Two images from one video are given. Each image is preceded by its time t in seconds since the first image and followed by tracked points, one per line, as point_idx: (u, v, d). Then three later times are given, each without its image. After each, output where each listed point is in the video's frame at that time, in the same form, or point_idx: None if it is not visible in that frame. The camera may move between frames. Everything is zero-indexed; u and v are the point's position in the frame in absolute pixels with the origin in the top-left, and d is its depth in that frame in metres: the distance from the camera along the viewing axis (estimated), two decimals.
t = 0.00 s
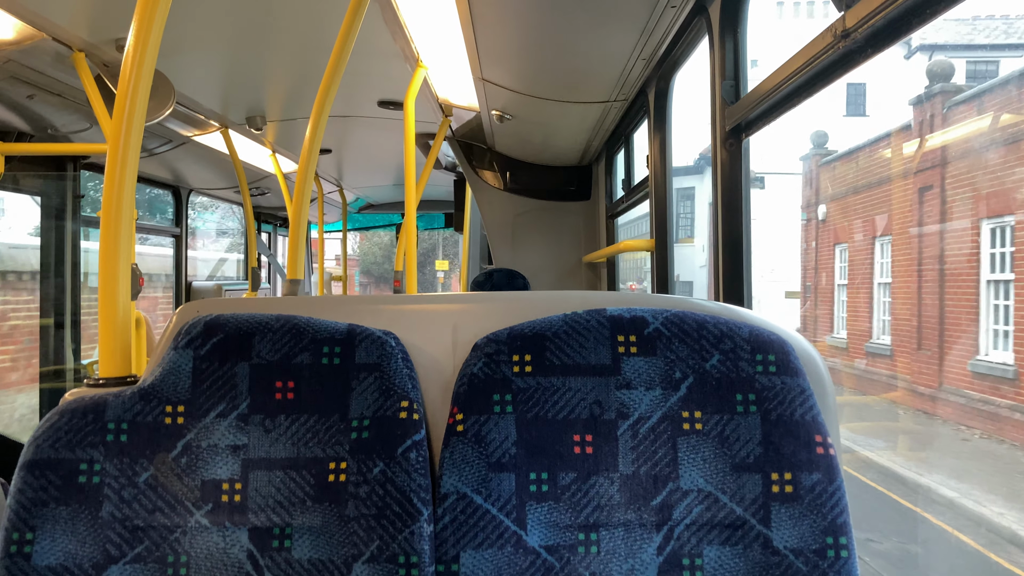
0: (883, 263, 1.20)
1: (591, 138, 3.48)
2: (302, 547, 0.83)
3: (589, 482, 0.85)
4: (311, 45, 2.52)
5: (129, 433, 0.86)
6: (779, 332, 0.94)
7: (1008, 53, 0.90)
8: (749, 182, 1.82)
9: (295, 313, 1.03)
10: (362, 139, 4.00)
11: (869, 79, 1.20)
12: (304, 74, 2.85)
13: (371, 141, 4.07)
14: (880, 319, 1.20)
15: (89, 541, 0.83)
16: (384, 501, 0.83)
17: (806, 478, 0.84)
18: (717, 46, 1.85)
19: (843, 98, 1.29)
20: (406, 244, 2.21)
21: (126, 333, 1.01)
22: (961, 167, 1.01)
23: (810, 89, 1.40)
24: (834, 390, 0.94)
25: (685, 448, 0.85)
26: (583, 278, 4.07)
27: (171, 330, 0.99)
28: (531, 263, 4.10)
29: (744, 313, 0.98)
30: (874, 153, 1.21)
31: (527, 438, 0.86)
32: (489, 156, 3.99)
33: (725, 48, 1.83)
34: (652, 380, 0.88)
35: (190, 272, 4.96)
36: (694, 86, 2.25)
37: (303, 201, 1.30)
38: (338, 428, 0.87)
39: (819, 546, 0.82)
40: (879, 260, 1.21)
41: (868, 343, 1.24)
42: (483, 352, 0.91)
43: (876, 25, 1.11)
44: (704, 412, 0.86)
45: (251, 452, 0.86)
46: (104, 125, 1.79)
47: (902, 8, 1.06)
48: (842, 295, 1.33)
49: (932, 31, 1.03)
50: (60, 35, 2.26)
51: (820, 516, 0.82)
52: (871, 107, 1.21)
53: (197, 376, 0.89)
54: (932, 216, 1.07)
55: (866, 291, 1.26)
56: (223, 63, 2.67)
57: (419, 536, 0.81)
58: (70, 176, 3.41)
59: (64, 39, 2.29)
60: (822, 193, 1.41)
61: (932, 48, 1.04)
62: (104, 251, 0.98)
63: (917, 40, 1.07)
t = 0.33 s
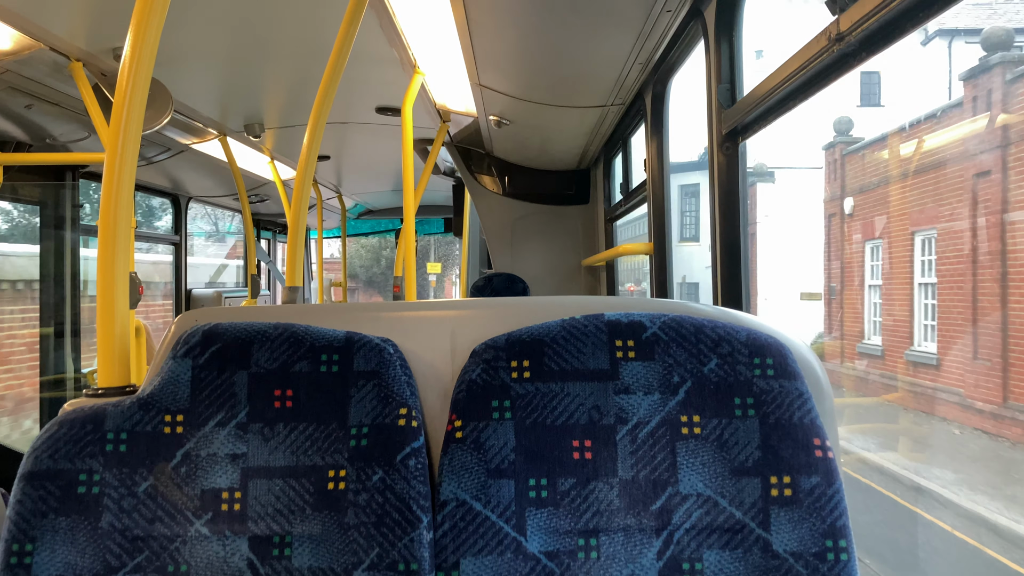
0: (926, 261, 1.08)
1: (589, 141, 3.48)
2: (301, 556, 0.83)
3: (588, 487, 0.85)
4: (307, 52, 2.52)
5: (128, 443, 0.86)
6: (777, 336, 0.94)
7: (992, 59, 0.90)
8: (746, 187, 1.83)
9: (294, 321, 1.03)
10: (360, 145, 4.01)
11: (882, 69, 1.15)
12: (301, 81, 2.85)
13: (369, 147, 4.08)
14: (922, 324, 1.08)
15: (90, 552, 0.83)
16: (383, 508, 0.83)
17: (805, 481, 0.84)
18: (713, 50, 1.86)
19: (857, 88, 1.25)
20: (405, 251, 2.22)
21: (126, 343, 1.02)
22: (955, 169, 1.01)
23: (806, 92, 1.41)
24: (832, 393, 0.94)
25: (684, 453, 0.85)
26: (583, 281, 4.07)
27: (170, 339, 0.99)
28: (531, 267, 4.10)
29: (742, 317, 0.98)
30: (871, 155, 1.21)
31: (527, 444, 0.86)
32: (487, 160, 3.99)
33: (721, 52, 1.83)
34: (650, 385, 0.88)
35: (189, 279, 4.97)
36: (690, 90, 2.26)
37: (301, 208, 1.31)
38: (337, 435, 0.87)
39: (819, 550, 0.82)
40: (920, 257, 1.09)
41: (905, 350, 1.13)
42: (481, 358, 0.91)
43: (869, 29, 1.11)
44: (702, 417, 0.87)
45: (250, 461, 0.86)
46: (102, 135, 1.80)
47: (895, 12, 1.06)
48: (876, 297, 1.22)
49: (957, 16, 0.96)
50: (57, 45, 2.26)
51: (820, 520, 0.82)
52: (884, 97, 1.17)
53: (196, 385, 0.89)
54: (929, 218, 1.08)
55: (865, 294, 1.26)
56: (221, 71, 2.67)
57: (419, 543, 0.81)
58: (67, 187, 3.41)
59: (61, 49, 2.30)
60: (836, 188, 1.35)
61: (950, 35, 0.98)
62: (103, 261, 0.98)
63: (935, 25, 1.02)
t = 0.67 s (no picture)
0: (979, 258, 0.96)
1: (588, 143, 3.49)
2: (300, 556, 0.83)
3: (587, 487, 0.85)
4: (307, 52, 2.52)
5: (127, 442, 0.86)
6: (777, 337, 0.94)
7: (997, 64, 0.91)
8: (745, 189, 1.83)
9: (294, 320, 1.03)
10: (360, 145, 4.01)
11: (903, 56, 1.10)
12: (301, 81, 2.85)
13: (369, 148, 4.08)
14: (973, 330, 0.96)
15: (87, 550, 0.83)
16: (382, 508, 0.83)
17: (805, 482, 0.84)
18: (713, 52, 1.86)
19: (874, 78, 1.19)
20: (405, 251, 2.22)
21: (124, 342, 1.01)
22: (955, 171, 1.01)
23: (806, 93, 1.41)
24: (832, 394, 0.94)
25: (684, 453, 0.85)
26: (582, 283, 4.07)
27: (169, 337, 0.99)
28: (530, 268, 4.10)
29: (742, 318, 0.98)
30: (870, 158, 1.22)
31: (526, 443, 0.86)
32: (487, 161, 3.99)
33: (722, 53, 1.83)
34: (650, 386, 0.88)
35: (188, 279, 4.96)
36: (691, 92, 2.26)
37: (300, 208, 1.30)
38: (336, 434, 0.86)
39: (819, 551, 0.81)
40: (972, 254, 0.98)
41: (954, 360, 1.01)
42: (480, 358, 0.91)
43: (869, 31, 1.12)
44: (702, 417, 0.86)
45: (249, 460, 0.86)
46: (103, 134, 1.80)
47: (896, 13, 1.07)
48: (915, 299, 1.09)
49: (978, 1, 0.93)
50: (56, 43, 2.26)
51: (820, 521, 0.82)
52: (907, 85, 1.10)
53: (195, 384, 0.88)
54: (929, 220, 1.08)
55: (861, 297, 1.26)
56: (220, 71, 2.67)
57: (418, 543, 0.81)
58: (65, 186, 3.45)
59: (60, 47, 2.29)
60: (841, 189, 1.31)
61: (977, 18, 0.94)
62: (102, 259, 0.98)
63: (958, 11, 0.98)
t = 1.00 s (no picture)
0: None
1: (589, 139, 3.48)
2: (295, 545, 0.83)
3: (583, 480, 0.85)
4: (308, 45, 2.52)
5: (122, 430, 0.86)
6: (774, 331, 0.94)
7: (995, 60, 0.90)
8: (744, 184, 1.83)
9: (291, 310, 1.03)
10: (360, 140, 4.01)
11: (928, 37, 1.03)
12: (302, 75, 2.85)
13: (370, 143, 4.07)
14: None
15: (82, 537, 0.82)
16: (377, 498, 0.83)
17: (800, 476, 0.83)
18: (715, 48, 1.86)
19: (896, 60, 1.12)
20: (404, 245, 2.21)
21: (121, 330, 1.01)
22: (955, 168, 1.01)
23: (806, 88, 1.41)
24: (829, 389, 0.94)
25: (680, 446, 0.85)
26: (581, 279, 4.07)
27: (166, 327, 0.99)
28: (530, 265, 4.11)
29: (740, 312, 0.98)
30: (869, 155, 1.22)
31: (522, 435, 0.86)
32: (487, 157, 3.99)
33: (722, 49, 1.83)
34: (647, 378, 0.88)
35: (187, 273, 4.96)
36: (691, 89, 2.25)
37: (299, 200, 1.30)
38: (332, 424, 0.86)
39: (814, 544, 0.81)
40: None
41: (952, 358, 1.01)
42: (477, 349, 0.91)
43: (869, 25, 1.12)
44: (698, 410, 0.86)
45: (244, 449, 0.86)
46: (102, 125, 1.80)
47: (896, 7, 1.06)
48: (964, 299, 0.97)
49: None
50: (57, 34, 2.25)
51: (815, 515, 0.82)
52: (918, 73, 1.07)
53: (191, 373, 0.88)
54: (930, 217, 1.07)
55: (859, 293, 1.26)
56: (220, 63, 2.67)
57: (413, 533, 0.81)
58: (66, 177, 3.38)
59: (61, 38, 2.29)
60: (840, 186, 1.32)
61: None
62: (99, 247, 0.98)
63: None
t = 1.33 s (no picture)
0: None
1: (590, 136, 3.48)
2: (299, 542, 0.83)
3: (586, 477, 0.85)
4: (310, 43, 2.52)
5: (127, 428, 0.86)
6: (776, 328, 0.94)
7: (998, 61, 0.90)
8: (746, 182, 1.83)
9: (295, 309, 1.03)
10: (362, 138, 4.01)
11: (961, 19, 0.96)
12: (304, 73, 2.85)
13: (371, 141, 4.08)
14: None
15: (88, 535, 0.83)
16: (381, 496, 0.83)
17: (803, 473, 0.84)
18: (716, 45, 1.86)
19: (924, 43, 1.05)
20: (405, 242, 2.21)
21: (125, 330, 1.02)
22: (956, 168, 1.01)
23: (807, 87, 1.41)
24: (831, 386, 0.94)
25: (682, 444, 0.85)
26: (582, 277, 4.08)
27: (170, 325, 0.99)
28: (531, 263, 4.11)
29: (743, 310, 0.98)
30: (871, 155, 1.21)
31: (525, 433, 0.86)
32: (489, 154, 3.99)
33: (724, 46, 1.83)
34: (649, 376, 0.88)
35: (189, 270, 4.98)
36: (693, 86, 2.25)
37: (303, 199, 1.30)
38: (336, 422, 0.87)
39: (816, 541, 0.82)
40: None
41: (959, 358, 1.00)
42: (481, 348, 0.91)
43: (873, 23, 1.11)
44: (701, 408, 0.87)
45: (249, 447, 0.86)
46: (105, 123, 1.80)
47: (899, 6, 1.06)
48: None
49: None
50: (59, 32, 2.26)
51: (817, 512, 0.82)
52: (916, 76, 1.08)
53: (195, 371, 0.89)
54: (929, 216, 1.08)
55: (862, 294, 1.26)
56: (222, 62, 2.67)
57: (417, 531, 0.81)
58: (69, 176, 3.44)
59: (64, 37, 2.29)
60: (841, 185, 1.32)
61: None
62: (104, 246, 0.98)
63: None
